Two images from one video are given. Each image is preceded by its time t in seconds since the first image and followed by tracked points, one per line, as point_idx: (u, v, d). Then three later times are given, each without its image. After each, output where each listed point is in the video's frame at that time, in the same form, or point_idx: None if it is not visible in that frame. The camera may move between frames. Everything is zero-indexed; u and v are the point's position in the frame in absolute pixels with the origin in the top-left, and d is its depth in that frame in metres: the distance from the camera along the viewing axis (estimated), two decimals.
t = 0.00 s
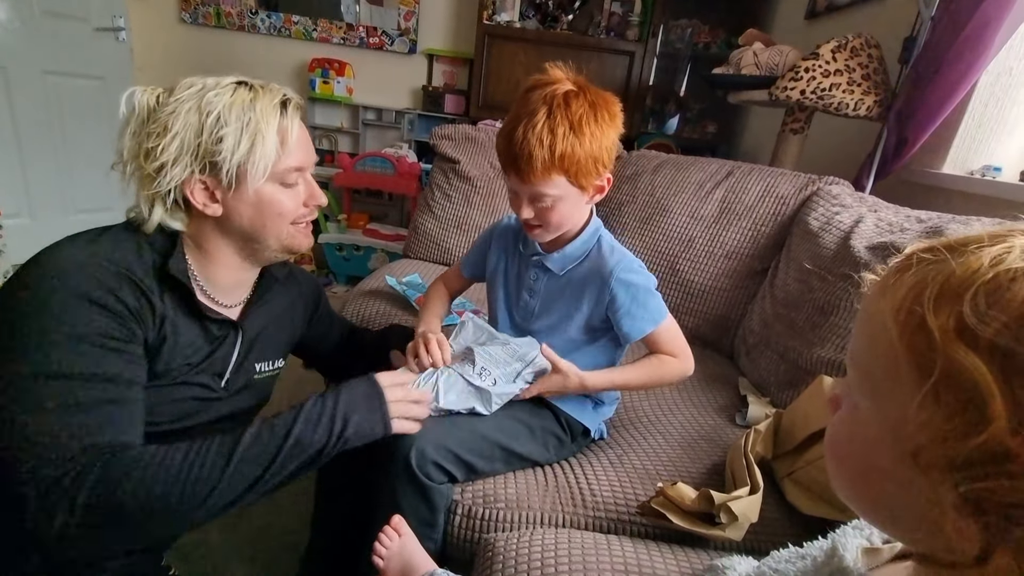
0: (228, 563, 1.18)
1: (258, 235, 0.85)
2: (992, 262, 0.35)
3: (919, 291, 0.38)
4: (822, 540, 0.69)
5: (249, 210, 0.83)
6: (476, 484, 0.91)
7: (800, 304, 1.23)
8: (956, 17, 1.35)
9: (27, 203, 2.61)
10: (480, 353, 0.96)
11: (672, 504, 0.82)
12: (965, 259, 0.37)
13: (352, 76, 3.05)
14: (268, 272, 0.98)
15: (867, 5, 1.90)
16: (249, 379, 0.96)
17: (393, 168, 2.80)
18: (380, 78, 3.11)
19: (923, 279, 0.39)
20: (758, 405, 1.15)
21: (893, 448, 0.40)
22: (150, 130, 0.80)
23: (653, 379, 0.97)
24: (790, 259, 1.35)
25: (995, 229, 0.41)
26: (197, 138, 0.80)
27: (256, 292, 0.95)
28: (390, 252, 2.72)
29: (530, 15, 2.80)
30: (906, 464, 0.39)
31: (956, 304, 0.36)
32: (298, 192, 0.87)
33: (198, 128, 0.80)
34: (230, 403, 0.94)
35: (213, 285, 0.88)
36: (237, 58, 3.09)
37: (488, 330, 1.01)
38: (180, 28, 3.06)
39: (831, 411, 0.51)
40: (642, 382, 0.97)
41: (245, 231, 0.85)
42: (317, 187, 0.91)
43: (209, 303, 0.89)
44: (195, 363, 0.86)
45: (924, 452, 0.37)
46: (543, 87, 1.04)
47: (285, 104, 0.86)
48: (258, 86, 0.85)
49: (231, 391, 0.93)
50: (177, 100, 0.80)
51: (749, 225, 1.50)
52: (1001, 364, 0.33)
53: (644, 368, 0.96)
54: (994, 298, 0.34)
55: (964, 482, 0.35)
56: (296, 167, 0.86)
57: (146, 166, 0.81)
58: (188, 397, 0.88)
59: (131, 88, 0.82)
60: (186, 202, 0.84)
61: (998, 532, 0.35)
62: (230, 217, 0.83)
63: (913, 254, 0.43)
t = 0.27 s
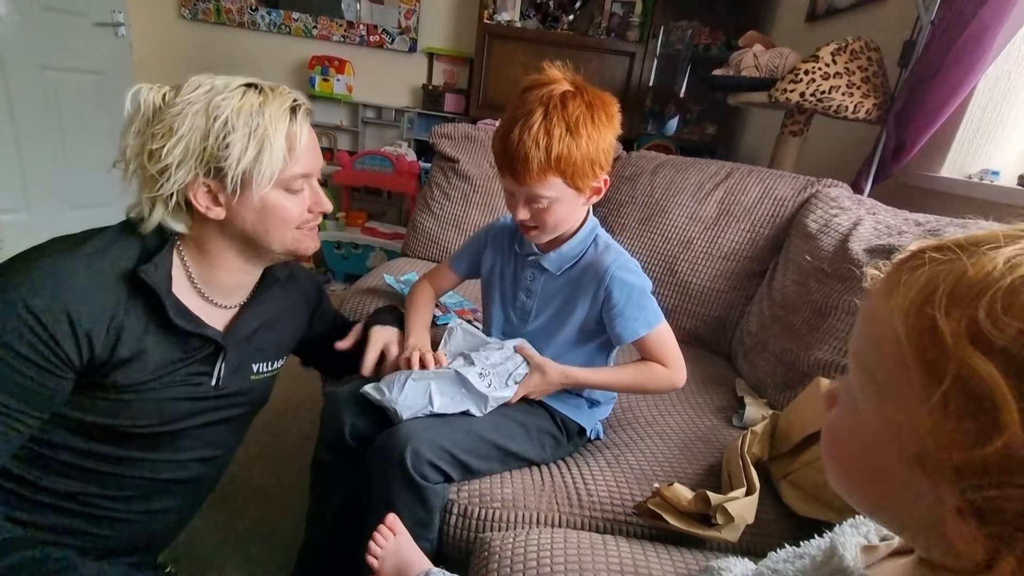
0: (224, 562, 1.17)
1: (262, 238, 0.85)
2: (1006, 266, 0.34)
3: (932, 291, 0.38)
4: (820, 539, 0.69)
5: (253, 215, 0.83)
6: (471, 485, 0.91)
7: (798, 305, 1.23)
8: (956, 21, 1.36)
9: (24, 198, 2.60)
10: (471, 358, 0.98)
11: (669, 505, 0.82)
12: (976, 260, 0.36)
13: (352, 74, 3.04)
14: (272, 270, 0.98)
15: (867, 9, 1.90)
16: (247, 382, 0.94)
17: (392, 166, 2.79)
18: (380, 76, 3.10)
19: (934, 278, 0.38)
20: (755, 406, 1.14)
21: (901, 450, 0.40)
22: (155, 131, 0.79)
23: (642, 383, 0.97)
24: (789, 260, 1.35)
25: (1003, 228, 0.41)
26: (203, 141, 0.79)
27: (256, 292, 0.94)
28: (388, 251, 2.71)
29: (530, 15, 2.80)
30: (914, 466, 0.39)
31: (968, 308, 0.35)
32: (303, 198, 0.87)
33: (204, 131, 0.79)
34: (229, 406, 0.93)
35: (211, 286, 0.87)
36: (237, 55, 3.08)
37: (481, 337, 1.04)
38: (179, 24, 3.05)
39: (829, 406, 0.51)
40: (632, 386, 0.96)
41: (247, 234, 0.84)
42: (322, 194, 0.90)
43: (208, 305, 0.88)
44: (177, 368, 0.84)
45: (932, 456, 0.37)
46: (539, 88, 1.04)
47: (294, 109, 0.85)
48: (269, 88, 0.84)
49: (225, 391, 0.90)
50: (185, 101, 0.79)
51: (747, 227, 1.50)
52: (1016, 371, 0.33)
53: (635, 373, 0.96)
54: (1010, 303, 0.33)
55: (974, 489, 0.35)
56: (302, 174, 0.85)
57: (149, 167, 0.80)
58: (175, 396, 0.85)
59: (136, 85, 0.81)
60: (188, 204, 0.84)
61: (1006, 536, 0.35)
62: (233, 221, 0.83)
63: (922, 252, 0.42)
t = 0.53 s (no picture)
0: (223, 559, 1.18)
1: (267, 242, 0.85)
2: (985, 293, 0.34)
3: (911, 327, 0.37)
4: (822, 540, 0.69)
5: (259, 219, 0.83)
6: (471, 483, 0.91)
7: (798, 306, 1.23)
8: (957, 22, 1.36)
9: (25, 195, 2.60)
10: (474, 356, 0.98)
11: (668, 503, 0.82)
12: (954, 287, 0.36)
13: (352, 73, 3.04)
14: (274, 273, 0.98)
15: (867, 9, 1.90)
16: (247, 384, 0.94)
17: (392, 165, 2.79)
18: (381, 75, 3.10)
19: (914, 309, 0.38)
20: (754, 406, 1.15)
21: (900, 484, 0.39)
22: (162, 131, 0.79)
23: (640, 383, 0.97)
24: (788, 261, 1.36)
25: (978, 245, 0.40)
26: (212, 144, 0.79)
27: (257, 294, 0.94)
28: (388, 250, 2.71)
29: (531, 14, 2.80)
30: (915, 502, 0.38)
31: (951, 341, 0.35)
32: (310, 202, 0.87)
33: (212, 133, 0.79)
34: (229, 406, 0.93)
35: (212, 287, 0.88)
36: (238, 53, 3.08)
37: (482, 338, 1.04)
38: (180, 22, 3.04)
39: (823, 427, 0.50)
40: (630, 386, 0.97)
41: (252, 237, 0.84)
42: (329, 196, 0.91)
43: (208, 306, 0.88)
44: (173, 368, 0.84)
45: (932, 492, 0.37)
46: (531, 89, 1.04)
47: (303, 113, 0.85)
48: (278, 91, 0.84)
49: (223, 391, 0.90)
50: (194, 103, 0.78)
51: (747, 227, 1.50)
52: (1005, 407, 0.32)
53: (632, 374, 0.96)
54: (991, 336, 0.33)
55: (973, 529, 0.35)
56: (310, 178, 0.85)
57: (155, 167, 0.80)
58: (172, 395, 0.85)
59: (145, 84, 0.81)
60: (193, 205, 0.84)
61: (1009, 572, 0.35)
62: (239, 223, 0.83)
63: (900, 274, 0.42)
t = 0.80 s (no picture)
0: (224, 557, 1.18)
1: (270, 241, 0.86)
2: (955, 298, 0.35)
3: (889, 334, 0.38)
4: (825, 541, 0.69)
5: (264, 218, 0.83)
6: (472, 481, 0.91)
7: (798, 306, 1.23)
8: (958, 23, 1.36)
9: (26, 194, 2.60)
10: (474, 354, 0.98)
11: (669, 502, 0.82)
12: (926, 292, 0.37)
13: (353, 72, 3.04)
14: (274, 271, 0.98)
15: (869, 10, 1.90)
16: (247, 382, 0.94)
17: (393, 164, 2.79)
18: (382, 74, 3.10)
19: (891, 315, 0.38)
20: (754, 405, 1.15)
21: (885, 489, 0.40)
22: (166, 133, 0.79)
23: (640, 382, 0.97)
24: (788, 261, 1.36)
25: (948, 249, 0.41)
26: (216, 145, 0.79)
27: (258, 293, 0.94)
28: (389, 249, 2.72)
29: (533, 13, 2.80)
30: (902, 506, 0.39)
31: (926, 346, 0.35)
32: (313, 200, 0.87)
33: (216, 134, 0.79)
34: (231, 405, 0.94)
35: (213, 286, 0.88)
36: (239, 52, 3.08)
37: (483, 337, 1.04)
38: (182, 20, 3.05)
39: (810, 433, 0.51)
40: (630, 386, 0.97)
41: (255, 236, 0.85)
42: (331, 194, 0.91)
43: (208, 304, 0.88)
44: (176, 368, 0.84)
45: (916, 495, 0.37)
46: (529, 88, 1.04)
47: (306, 112, 0.85)
48: (278, 89, 0.84)
49: (224, 390, 0.91)
50: (197, 104, 0.79)
51: (747, 227, 1.50)
52: (980, 413, 0.33)
53: (630, 373, 0.96)
54: (962, 341, 0.33)
55: (955, 527, 0.36)
56: (313, 176, 0.86)
57: (159, 169, 0.80)
58: (173, 394, 0.85)
59: (146, 86, 0.81)
60: (197, 207, 0.84)
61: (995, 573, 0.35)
62: (243, 223, 0.83)
63: (874, 280, 0.43)
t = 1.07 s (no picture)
0: (222, 557, 1.18)
1: (265, 241, 0.86)
2: (942, 290, 0.35)
3: (877, 327, 0.38)
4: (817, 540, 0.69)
5: (258, 217, 0.83)
6: (471, 481, 0.91)
7: (797, 306, 1.24)
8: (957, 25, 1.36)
9: (26, 194, 2.60)
10: (472, 354, 0.98)
11: (667, 503, 0.82)
12: (914, 286, 0.37)
13: (353, 72, 3.04)
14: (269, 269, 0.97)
15: (868, 11, 1.91)
16: (241, 382, 0.95)
17: (393, 165, 2.79)
18: (382, 75, 3.10)
19: (879, 309, 0.39)
20: (753, 406, 1.15)
21: (875, 482, 0.40)
22: (158, 132, 0.79)
23: (638, 382, 0.97)
24: (787, 261, 1.36)
25: (935, 244, 0.42)
26: (209, 143, 0.79)
27: (252, 292, 0.94)
28: (388, 249, 2.72)
29: (532, 14, 2.81)
30: (891, 498, 0.39)
31: (914, 338, 0.35)
32: (306, 199, 0.87)
33: (209, 132, 0.79)
34: (227, 404, 0.94)
35: (205, 285, 0.88)
36: (239, 52, 3.08)
37: (482, 337, 1.04)
38: (182, 21, 3.05)
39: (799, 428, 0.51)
40: (628, 387, 0.97)
41: (249, 235, 0.85)
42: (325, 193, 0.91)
43: (198, 301, 0.88)
44: (170, 367, 0.84)
45: (906, 487, 0.37)
46: (529, 89, 1.05)
47: (299, 111, 0.86)
48: (270, 87, 0.84)
49: (219, 389, 0.91)
50: (189, 103, 0.79)
51: (747, 228, 1.50)
52: (968, 401, 0.33)
53: (629, 374, 0.96)
54: (949, 333, 0.34)
55: (946, 517, 0.36)
56: (306, 174, 0.86)
57: (151, 168, 0.80)
58: (168, 393, 0.85)
59: (137, 84, 0.81)
60: (189, 207, 0.83)
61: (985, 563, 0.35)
62: (237, 222, 0.83)
63: (863, 275, 0.43)
